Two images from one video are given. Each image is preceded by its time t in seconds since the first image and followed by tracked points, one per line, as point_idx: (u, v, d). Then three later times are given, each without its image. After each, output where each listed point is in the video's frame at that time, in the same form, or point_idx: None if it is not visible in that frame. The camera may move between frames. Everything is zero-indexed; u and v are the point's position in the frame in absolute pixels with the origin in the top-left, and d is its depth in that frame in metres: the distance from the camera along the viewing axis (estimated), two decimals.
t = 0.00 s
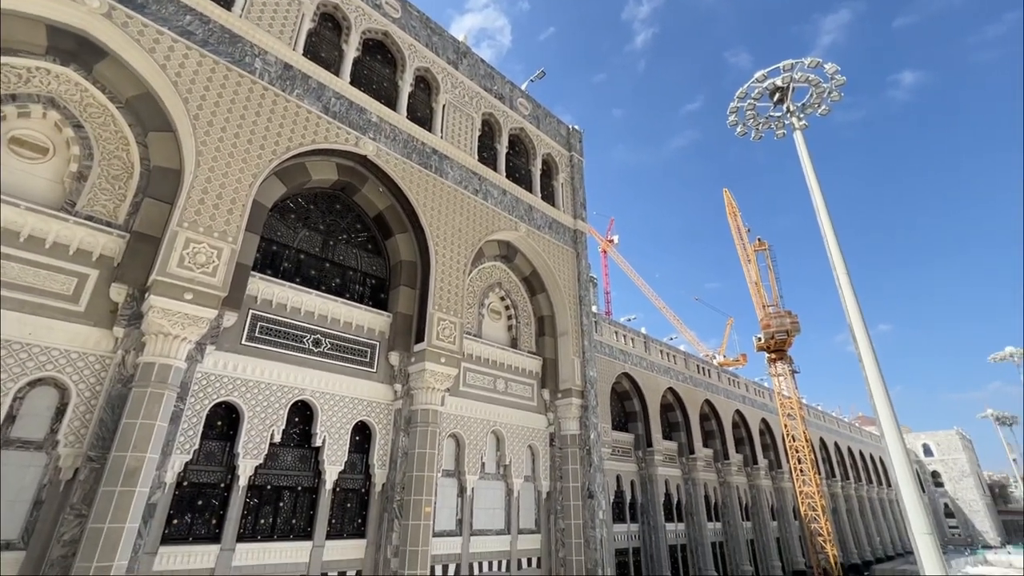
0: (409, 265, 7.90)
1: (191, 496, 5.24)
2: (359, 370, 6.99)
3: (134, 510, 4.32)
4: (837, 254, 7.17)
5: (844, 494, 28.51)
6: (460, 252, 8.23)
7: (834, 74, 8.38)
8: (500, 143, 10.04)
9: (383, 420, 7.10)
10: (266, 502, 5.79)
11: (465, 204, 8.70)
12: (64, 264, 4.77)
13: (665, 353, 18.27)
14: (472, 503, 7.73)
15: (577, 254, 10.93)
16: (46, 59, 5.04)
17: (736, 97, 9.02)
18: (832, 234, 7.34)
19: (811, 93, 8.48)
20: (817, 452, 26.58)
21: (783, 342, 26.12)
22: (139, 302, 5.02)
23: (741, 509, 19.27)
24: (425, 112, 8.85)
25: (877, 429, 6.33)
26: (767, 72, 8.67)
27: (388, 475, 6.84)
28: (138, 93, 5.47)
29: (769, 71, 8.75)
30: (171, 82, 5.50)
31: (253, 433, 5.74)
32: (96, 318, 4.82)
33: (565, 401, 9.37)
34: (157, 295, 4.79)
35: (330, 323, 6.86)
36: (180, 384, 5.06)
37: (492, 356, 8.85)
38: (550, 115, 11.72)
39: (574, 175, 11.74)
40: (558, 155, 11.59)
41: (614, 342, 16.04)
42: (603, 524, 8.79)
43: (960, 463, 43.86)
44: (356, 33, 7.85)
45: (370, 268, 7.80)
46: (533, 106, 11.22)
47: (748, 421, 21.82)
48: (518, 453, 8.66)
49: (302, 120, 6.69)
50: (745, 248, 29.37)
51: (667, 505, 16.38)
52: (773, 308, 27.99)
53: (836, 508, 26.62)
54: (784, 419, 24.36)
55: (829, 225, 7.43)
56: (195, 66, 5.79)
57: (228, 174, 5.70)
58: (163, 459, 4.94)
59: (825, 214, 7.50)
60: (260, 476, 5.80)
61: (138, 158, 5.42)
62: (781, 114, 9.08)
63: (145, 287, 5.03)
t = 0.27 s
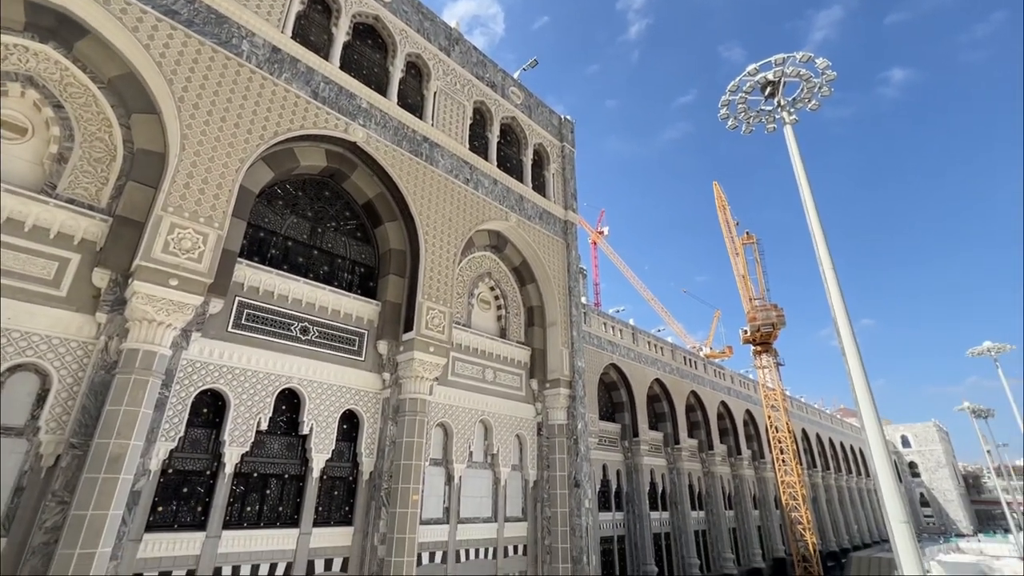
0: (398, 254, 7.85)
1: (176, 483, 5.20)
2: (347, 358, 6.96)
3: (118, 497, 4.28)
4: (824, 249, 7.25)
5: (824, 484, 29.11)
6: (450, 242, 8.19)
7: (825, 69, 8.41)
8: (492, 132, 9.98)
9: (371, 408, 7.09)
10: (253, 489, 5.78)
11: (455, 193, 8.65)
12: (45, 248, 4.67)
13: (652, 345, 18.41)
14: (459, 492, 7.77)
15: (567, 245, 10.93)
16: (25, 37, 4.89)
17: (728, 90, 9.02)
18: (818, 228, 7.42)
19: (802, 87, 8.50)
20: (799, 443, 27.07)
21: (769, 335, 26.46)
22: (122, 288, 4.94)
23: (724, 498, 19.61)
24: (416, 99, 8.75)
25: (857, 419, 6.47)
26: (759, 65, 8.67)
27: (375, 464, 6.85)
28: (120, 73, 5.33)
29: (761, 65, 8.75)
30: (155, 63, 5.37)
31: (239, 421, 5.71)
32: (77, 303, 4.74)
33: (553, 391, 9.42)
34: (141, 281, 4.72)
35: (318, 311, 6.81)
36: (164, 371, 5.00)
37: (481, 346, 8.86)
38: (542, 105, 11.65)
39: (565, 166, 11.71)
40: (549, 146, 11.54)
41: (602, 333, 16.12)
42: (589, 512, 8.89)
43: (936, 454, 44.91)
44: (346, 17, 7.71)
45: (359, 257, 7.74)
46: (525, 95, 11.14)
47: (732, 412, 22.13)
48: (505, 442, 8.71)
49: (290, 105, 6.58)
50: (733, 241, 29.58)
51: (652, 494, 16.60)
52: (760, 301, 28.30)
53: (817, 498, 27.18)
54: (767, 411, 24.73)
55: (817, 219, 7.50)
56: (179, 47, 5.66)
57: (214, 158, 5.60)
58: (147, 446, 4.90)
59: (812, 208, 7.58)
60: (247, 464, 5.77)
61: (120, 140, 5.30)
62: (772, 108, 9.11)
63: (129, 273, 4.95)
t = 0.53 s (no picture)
0: (389, 242, 7.80)
1: (164, 470, 5.18)
2: (337, 346, 6.94)
3: (105, 484, 4.26)
4: (812, 241, 7.31)
5: (808, 473, 29.64)
6: (442, 230, 8.15)
7: (818, 62, 8.42)
8: (484, 121, 9.90)
9: (361, 396, 7.09)
10: (242, 477, 5.77)
11: (447, 181, 8.59)
12: (28, 232, 4.58)
13: (642, 335, 18.53)
14: (449, 480, 7.81)
15: (559, 236, 10.93)
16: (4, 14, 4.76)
17: (721, 82, 9.00)
18: (808, 221, 7.47)
19: (795, 80, 8.51)
20: (784, 433, 27.49)
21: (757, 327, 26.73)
22: (108, 274, 4.87)
23: (710, 487, 19.91)
24: (408, 86, 8.65)
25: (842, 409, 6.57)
26: (753, 57, 8.66)
27: (365, 452, 6.86)
28: (104, 54, 5.22)
29: (755, 57, 8.74)
30: (140, 44, 5.26)
31: (228, 408, 5.68)
32: (61, 289, 4.67)
33: (543, 381, 9.47)
34: (127, 266, 4.65)
35: (307, 299, 6.77)
36: (151, 358, 4.95)
37: (472, 335, 8.86)
38: (536, 94, 11.56)
39: (558, 156, 11.67)
40: (542, 135, 11.48)
41: (593, 324, 16.18)
42: (577, 500, 8.99)
43: (917, 444, 45.85)
44: None
45: (349, 245, 7.68)
46: (518, 83, 11.05)
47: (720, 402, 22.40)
48: (495, 431, 8.75)
49: (280, 89, 6.48)
50: (723, 234, 29.73)
51: (639, 483, 16.81)
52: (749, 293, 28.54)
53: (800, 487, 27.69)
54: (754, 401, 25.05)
55: (806, 212, 7.55)
56: (166, 27, 5.53)
57: (201, 143, 5.51)
58: (134, 434, 4.86)
59: (803, 201, 7.62)
60: (236, 451, 5.76)
61: (105, 122, 5.19)
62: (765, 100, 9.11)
63: (114, 258, 4.88)
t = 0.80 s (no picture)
0: (381, 230, 7.75)
1: (153, 457, 5.16)
2: (328, 334, 6.91)
3: (93, 471, 4.24)
4: (803, 233, 7.35)
5: (794, 462, 30.11)
6: (434, 218, 8.10)
7: (813, 54, 8.41)
8: (478, 108, 9.82)
9: (352, 384, 7.08)
10: (233, 464, 5.76)
11: (440, 169, 8.53)
12: (12, 216, 4.51)
13: (633, 325, 18.63)
14: (440, 467, 7.85)
15: (551, 225, 10.90)
16: None
17: (716, 72, 8.97)
18: (799, 213, 7.51)
19: (789, 71, 8.50)
20: (771, 422, 27.87)
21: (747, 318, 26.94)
22: (94, 259, 4.81)
23: (698, 475, 20.18)
24: (401, 71, 8.54)
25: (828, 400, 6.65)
26: (748, 48, 8.63)
27: (357, 439, 6.86)
28: (88, 34, 5.11)
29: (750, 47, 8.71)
30: (126, 24, 5.14)
31: (218, 395, 5.65)
32: (47, 274, 4.60)
33: (535, 369, 9.51)
34: (114, 252, 4.59)
35: (298, 287, 6.72)
36: (140, 344, 4.91)
37: (463, 324, 8.85)
38: (530, 81, 11.47)
39: (552, 145, 11.61)
40: (536, 123, 11.41)
41: (585, 314, 16.23)
42: (567, 488, 9.08)
43: (900, 434, 46.70)
44: None
45: (341, 232, 7.62)
46: (512, 71, 10.94)
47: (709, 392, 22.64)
48: (486, 419, 8.80)
49: (269, 73, 6.37)
50: (715, 225, 29.84)
51: (628, 471, 17.01)
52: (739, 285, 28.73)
53: (785, 475, 28.16)
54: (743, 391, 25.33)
55: (797, 204, 7.58)
56: (152, 7, 5.41)
57: (189, 127, 5.42)
58: (123, 420, 4.82)
59: (794, 193, 7.65)
60: (226, 438, 5.74)
61: (90, 105, 5.09)
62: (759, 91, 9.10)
63: (101, 243, 4.81)
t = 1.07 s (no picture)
0: (373, 217, 7.69)
1: (144, 444, 5.14)
2: (320, 322, 6.89)
3: (83, 457, 4.22)
4: (795, 224, 7.38)
5: (781, 450, 30.57)
6: (427, 206, 8.05)
7: (808, 44, 8.39)
8: (472, 95, 9.72)
9: (344, 372, 7.07)
10: (224, 451, 5.75)
11: (434, 156, 8.47)
12: None
13: (625, 315, 18.70)
14: (432, 454, 7.89)
15: (545, 214, 10.88)
16: None
17: (711, 62, 8.93)
18: (791, 204, 7.53)
19: (784, 62, 8.48)
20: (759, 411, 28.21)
21: (738, 308, 27.14)
22: (82, 245, 4.74)
23: (687, 463, 20.44)
24: (394, 57, 8.43)
25: (816, 389, 6.73)
26: (743, 37, 8.59)
27: (349, 427, 6.87)
28: (72, 14, 4.98)
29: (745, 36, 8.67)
30: (111, 4, 5.01)
31: (209, 382, 5.63)
32: (33, 259, 4.53)
33: (527, 358, 9.54)
34: (101, 237, 4.52)
35: (290, 274, 6.67)
36: (129, 331, 4.86)
37: (456, 312, 8.85)
38: (524, 68, 11.36)
39: (546, 133, 11.54)
40: (530, 111, 11.33)
41: (577, 303, 16.27)
42: (558, 475, 9.17)
43: (885, 423, 47.47)
44: None
45: (333, 219, 7.57)
46: (506, 57, 10.83)
47: (699, 381, 22.86)
48: (478, 407, 8.83)
49: (259, 57, 6.26)
50: (708, 215, 29.91)
51: (619, 458, 17.19)
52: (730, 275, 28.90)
53: (773, 463, 28.60)
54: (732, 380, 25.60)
55: (790, 195, 7.61)
56: None
57: (178, 110, 5.33)
58: (112, 407, 4.79)
59: (787, 184, 7.68)
60: (217, 425, 5.73)
61: (75, 86, 4.98)
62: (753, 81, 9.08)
63: (88, 229, 4.74)
